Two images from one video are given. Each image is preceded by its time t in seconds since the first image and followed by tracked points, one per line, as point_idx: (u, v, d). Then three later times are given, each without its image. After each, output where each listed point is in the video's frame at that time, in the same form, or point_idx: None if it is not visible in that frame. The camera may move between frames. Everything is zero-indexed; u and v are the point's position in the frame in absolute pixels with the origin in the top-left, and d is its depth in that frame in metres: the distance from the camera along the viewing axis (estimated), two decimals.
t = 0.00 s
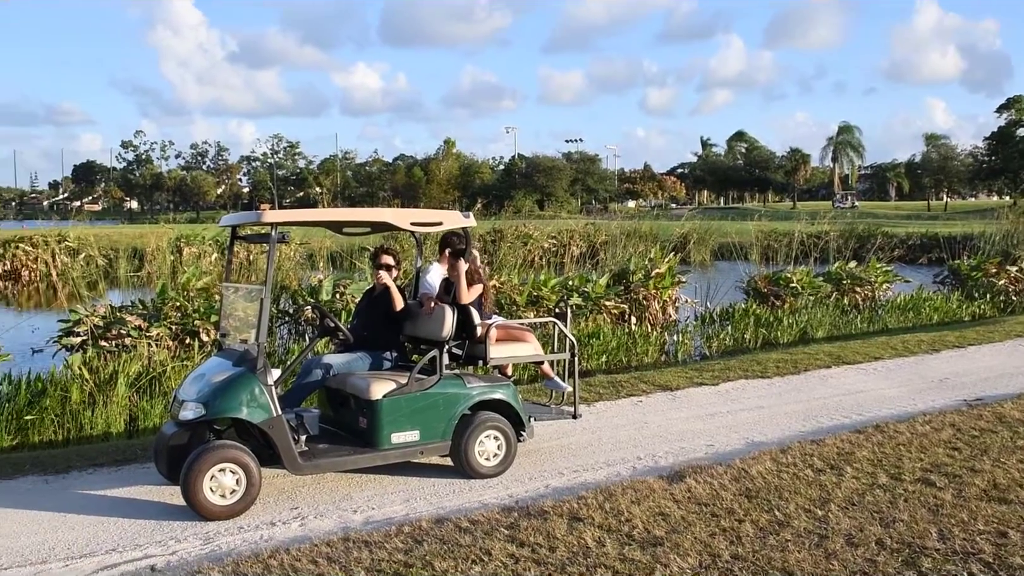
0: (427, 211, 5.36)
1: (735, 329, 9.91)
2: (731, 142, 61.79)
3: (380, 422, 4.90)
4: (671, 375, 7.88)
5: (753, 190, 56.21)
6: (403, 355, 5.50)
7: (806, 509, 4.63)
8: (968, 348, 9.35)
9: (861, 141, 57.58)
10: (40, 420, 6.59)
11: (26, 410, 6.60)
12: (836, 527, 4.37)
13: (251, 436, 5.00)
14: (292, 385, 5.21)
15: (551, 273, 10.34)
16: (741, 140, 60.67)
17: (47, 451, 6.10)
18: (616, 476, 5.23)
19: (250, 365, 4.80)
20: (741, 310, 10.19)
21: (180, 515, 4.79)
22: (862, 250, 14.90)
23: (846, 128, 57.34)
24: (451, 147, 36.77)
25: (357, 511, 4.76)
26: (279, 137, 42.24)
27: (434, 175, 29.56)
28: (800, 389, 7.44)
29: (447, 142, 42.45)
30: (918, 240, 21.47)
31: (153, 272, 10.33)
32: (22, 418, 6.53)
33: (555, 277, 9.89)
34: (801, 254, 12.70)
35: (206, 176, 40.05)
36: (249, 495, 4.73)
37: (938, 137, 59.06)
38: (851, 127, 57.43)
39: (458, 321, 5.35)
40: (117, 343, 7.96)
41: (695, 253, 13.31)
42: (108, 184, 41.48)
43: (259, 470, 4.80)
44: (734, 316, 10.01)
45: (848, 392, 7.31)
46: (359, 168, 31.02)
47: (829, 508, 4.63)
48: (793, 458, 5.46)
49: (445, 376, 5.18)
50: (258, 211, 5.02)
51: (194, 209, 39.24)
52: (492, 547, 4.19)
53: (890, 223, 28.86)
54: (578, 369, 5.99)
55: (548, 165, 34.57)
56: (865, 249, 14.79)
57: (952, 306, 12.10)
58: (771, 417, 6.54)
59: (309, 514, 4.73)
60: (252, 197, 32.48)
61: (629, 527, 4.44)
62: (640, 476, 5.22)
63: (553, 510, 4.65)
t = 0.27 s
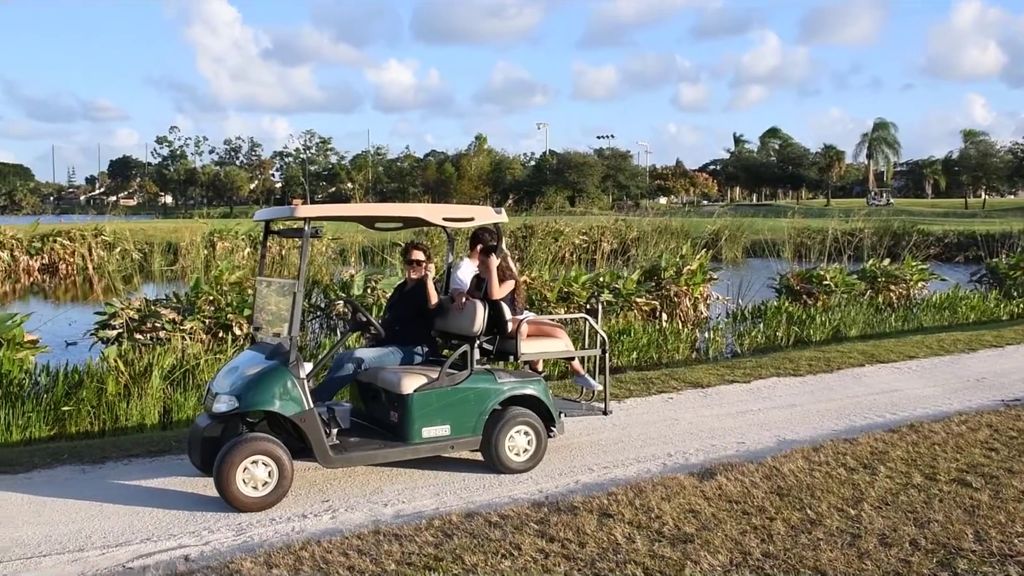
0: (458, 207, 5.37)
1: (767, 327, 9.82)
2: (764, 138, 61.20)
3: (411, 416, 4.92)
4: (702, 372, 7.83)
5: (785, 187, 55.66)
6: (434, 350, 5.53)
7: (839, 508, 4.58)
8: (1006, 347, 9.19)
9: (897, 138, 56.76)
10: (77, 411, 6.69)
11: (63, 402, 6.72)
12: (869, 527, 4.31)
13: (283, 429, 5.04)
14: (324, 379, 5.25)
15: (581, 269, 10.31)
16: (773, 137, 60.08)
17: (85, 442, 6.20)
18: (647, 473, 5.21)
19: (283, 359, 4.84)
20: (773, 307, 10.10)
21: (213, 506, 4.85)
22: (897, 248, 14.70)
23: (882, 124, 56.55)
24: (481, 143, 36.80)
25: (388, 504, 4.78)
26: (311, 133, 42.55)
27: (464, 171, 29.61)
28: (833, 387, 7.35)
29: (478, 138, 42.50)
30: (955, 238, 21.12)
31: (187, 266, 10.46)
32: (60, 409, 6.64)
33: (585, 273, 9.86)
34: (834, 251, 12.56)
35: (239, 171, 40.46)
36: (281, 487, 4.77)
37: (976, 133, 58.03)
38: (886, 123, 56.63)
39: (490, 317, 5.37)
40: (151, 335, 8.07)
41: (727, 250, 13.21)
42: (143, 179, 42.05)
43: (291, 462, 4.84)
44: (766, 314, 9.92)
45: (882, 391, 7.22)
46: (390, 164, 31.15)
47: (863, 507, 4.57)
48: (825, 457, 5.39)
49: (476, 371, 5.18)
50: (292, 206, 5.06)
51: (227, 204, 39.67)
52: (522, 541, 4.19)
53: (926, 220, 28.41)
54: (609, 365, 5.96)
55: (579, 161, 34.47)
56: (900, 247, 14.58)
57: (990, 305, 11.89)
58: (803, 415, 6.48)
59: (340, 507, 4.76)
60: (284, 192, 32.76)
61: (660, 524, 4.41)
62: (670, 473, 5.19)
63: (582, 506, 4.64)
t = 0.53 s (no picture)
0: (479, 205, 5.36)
1: (788, 326, 9.76)
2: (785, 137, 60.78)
3: (431, 414, 4.92)
4: (723, 372, 7.79)
5: (807, 186, 55.25)
6: (454, 347, 5.54)
7: (861, 510, 4.53)
8: None
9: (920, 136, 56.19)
10: (100, 406, 6.75)
11: (86, 397, 6.77)
12: (893, 529, 4.27)
13: (304, 426, 5.06)
14: (344, 376, 5.27)
15: (602, 268, 10.29)
16: (795, 136, 59.66)
17: (107, 437, 6.25)
18: (667, 473, 5.18)
19: (304, 356, 4.86)
20: (795, 307, 10.03)
21: (234, 502, 4.87)
22: (921, 247, 14.55)
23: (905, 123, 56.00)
24: (501, 141, 36.80)
25: (407, 502, 4.78)
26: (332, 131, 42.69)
27: (485, 169, 29.59)
28: (856, 388, 7.29)
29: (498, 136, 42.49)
30: (980, 239, 20.87)
31: (209, 263, 10.51)
32: (83, 404, 6.69)
33: (605, 272, 9.85)
34: (857, 251, 12.45)
35: (261, 168, 40.69)
36: (302, 484, 4.78)
37: (1001, 132, 57.34)
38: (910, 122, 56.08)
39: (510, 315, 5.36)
40: (173, 332, 8.13)
41: (748, 249, 13.13)
42: (165, 176, 42.37)
43: (311, 459, 4.86)
44: (787, 314, 9.85)
45: (906, 392, 7.14)
46: (411, 162, 31.20)
47: (886, 509, 4.52)
48: (848, 458, 5.34)
49: (497, 369, 5.18)
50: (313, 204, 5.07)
51: (248, 201, 39.90)
52: (542, 540, 4.18)
53: (950, 220, 28.09)
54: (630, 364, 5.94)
55: (600, 159, 34.36)
56: (924, 246, 14.43)
57: (1015, 306, 11.74)
58: (825, 416, 6.42)
59: (360, 504, 4.77)
60: (305, 190, 32.90)
61: (680, 524, 4.39)
62: (691, 473, 5.16)
63: (602, 505, 4.62)
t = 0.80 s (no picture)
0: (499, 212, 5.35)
1: (806, 335, 9.69)
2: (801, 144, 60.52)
3: (450, 422, 4.91)
4: (742, 380, 7.74)
5: (824, 193, 54.96)
6: (473, 355, 5.53)
7: (884, 521, 4.48)
8: None
9: (939, 143, 55.79)
10: (119, 412, 6.78)
11: (106, 403, 6.80)
12: (917, 541, 4.21)
13: (322, 434, 5.05)
14: (363, 384, 5.28)
15: (619, 275, 10.26)
16: (812, 143, 59.42)
17: (126, 443, 6.27)
18: (687, 482, 5.15)
19: (323, 363, 4.86)
20: (813, 315, 9.96)
21: (253, 510, 4.87)
22: (941, 255, 14.42)
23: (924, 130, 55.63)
24: (517, 148, 36.81)
25: (426, 510, 4.77)
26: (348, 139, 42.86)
27: (501, 177, 29.61)
28: (876, 397, 7.22)
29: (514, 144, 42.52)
30: (1001, 246, 20.67)
31: (225, 270, 10.52)
32: (103, 410, 6.72)
33: (623, 279, 9.84)
34: (876, 258, 12.36)
35: (278, 176, 40.88)
36: (320, 492, 4.78)
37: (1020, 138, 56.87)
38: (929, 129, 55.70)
39: (529, 323, 5.35)
40: (191, 338, 8.17)
41: (765, 257, 13.07)
42: (183, 183, 42.66)
43: (330, 468, 4.85)
44: (805, 322, 9.79)
45: (927, 402, 7.07)
46: (427, 169, 31.25)
47: (909, 520, 4.47)
48: (870, 468, 5.29)
49: (515, 377, 5.16)
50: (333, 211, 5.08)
51: (265, 209, 40.10)
52: (561, 550, 4.16)
53: (970, 228, 27.85)
54: (649, 373, 5.91)
55: (617, 167, 34.30)
56: (944, 254, 14.30)
57: None
58: (845, 425, 6.36)
59: (379, 512, 4.76)
60: (321, 197, 33.02)
61: (701, 534, 4.35)
62: (711, 482, 5.12)
63: (622, 515, 4.59)
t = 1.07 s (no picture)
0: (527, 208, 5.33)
1: (834, 332, 9.60)
2: (827, 139, 59.94)
3: (478, 419, 4.90)
4: (770, 377, 7.67)
5: (850, 189, 54.42)
6: (501, 352, 5.51)
7: (919, 521, 4.41)
8: None
9: (969, 138, 55.01)
10: (148, 407, 6.83)
11: (135, 397, 6.86)
12: (952, 542, 4.15)
13: (350, 430, 5.06)
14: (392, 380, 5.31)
15: (645, 272, 10.21)
16: (839, 138, 58.83)
17: (156, 438, 6.32)
18: (716, 480, 5.10)
19: (351, 359, 4.87)
20: (841, 311, 9.86)
21: (282, 505, 4.89)
22: (973, 252, 14.21)
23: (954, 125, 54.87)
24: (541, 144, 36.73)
25: (454, 507, 4.77)
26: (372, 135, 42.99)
27: (525, 172, 29.57)
28: (908, 395, 7.12)
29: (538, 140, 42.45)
30: None
31: (254, 267, 10.66)
32: (132, 405, 6.78)
33: (649, 276, 9.84)
34: (905, 255, 12.21)
35: (303, 172, 41.09)
36: (349, 487, 4.79)
37: None
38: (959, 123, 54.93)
39: (558, 319, 5.31)
40: (219, 334, 8.23)
41: (793, 253, 12.96)
42: (209, 179, 43.00)
43: (358, 463, 4.86)
44: (833, 319, 9.70)
45: (959, 400, 6.97)
46: (451, 165, 31.26)
47: (944, 521, 4.40)
48: (902, 467, 5.21)
49: (544, 374, 5.14)
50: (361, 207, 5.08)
51: (290, 205, 40.33)
52: (591, 548, 4.13)
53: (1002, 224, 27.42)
54: (678, 370, 5.87)
55: (642, 162, 34.16)
56: (975, 250, 14.09)
57: None
58: (876, 424, 6.28)
59: (407, 509, 4.76)
60: (346, 194, 33.14)
61: (732, 533, 4.31)
62: (740, 481, 5.08)
63: (652, 513, 4.56)
